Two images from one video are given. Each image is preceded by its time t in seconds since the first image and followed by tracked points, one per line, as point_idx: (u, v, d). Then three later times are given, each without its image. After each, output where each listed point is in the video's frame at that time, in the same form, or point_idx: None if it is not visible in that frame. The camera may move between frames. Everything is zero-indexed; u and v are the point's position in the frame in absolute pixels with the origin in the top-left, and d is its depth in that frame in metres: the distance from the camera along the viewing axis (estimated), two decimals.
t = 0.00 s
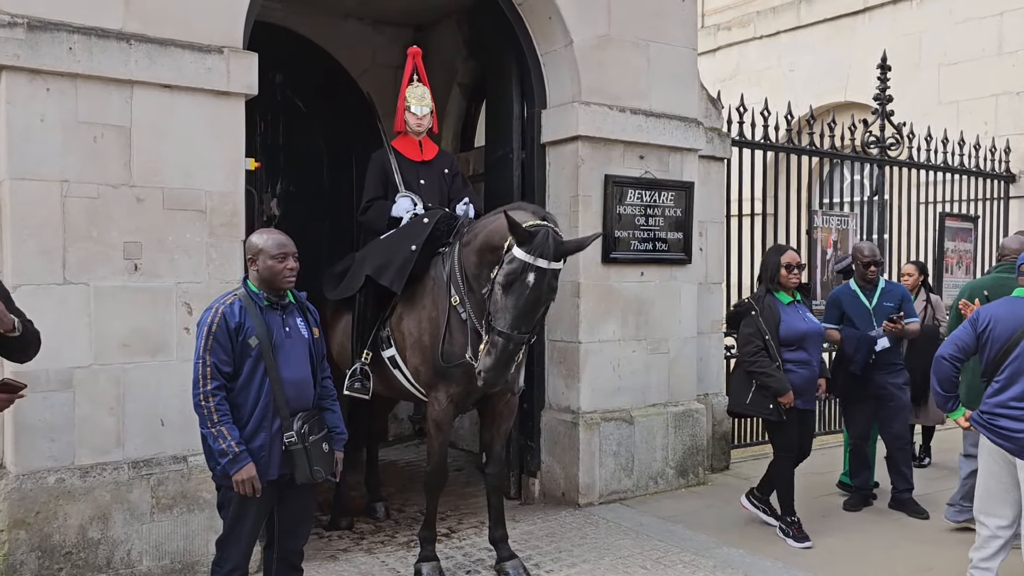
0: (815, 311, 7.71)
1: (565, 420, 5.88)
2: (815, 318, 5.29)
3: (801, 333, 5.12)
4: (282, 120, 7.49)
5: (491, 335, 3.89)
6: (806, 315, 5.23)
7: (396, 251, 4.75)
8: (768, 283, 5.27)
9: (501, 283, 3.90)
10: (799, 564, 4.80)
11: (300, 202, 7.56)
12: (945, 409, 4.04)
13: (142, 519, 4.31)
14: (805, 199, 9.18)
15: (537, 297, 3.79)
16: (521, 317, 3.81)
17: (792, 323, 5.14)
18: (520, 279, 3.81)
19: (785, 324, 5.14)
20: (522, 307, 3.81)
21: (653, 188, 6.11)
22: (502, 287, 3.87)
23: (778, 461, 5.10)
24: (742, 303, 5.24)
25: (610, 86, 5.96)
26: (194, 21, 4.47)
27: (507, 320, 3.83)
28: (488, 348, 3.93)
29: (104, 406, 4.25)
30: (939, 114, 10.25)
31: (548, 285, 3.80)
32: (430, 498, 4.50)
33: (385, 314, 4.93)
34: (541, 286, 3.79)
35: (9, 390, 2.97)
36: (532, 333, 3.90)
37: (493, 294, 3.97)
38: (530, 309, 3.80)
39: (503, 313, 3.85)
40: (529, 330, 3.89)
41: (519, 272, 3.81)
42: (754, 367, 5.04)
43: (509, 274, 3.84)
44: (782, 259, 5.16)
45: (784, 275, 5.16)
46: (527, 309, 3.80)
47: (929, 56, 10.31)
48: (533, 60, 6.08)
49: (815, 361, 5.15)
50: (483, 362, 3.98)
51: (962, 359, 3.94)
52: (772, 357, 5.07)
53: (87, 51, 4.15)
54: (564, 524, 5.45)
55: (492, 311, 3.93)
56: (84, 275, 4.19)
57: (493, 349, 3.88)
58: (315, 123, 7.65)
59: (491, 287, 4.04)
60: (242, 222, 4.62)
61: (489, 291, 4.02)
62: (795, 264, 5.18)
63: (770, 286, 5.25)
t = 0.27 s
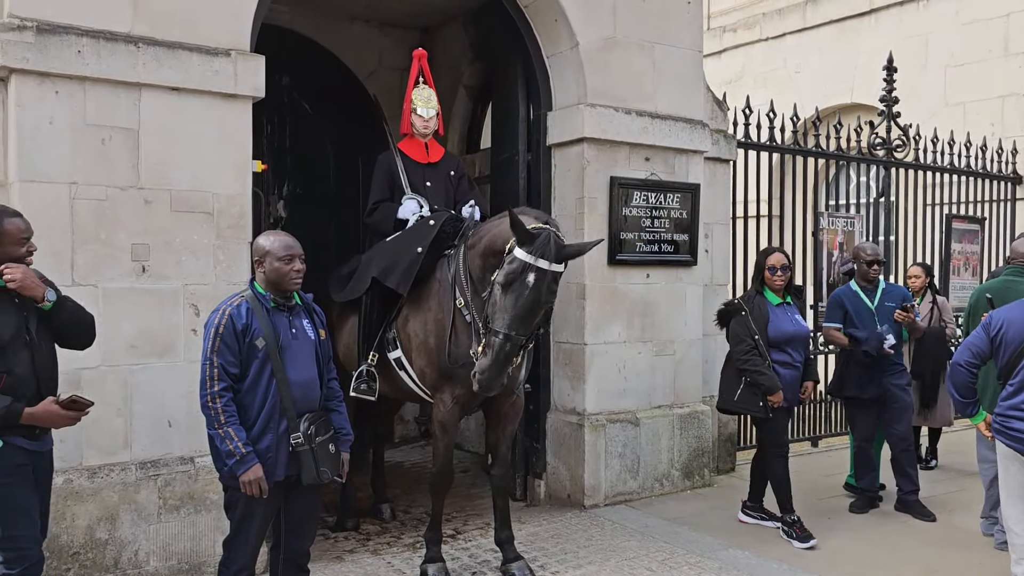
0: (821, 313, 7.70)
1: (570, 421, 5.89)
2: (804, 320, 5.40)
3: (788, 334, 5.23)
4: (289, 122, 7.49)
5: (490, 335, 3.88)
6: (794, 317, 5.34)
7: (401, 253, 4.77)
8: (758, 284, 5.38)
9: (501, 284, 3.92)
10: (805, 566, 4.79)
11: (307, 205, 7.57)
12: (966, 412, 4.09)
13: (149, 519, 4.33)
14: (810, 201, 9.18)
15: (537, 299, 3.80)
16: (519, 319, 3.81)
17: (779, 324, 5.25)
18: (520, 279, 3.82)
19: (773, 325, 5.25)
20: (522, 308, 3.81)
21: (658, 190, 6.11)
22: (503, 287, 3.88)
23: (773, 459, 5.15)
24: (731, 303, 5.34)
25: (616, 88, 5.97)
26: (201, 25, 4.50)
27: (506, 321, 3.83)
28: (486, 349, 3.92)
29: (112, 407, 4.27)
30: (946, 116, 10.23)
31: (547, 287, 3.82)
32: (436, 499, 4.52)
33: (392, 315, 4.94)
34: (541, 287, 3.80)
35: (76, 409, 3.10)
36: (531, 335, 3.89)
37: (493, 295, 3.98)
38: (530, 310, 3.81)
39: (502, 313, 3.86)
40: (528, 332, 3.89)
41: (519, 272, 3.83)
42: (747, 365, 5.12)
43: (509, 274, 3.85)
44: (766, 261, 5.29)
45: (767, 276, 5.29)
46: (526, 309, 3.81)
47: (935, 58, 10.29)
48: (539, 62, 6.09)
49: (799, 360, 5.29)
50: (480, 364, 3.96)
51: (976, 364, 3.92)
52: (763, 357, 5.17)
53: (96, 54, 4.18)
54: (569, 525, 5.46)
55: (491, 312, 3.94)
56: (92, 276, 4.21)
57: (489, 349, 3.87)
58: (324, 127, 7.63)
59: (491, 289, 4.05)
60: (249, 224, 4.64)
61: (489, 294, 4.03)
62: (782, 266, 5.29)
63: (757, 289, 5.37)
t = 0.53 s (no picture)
0: (826, 315, 7.69)
1: (575, 423, 5.89)
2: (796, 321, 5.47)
3: (779, 333, 5.30)
4: (294, 125, 7.52)
5: (491, 334, 3.88)
6: (788, 317, 5.41)
7: (405, 255, 4.78)
8: (755, 284, 5.44)
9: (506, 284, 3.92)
10: (811, 568, 4.79)
11: (312, 206, 7.59)
12: (990, 425, 4.19)
13: (156, 520, 4.35)
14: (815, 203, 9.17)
15: (541, 300, 3.82)
16: (522, 319, 3.82)
17: (772, 323, 5.33)
18: (526, 279, 3.83)
19: (765, 323, 5.33)
20: (525, 308, 3.81)
21: (663, 192, 6.12)
22: (507, 287, 3.89)
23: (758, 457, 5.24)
24: (725, 302, 5.41)
25: (621, 90, 5.98)
26: (208, 28, 4.52)
27: (509, 320, 3.84)
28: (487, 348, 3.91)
29: (118, 408, 4.29)
30: (951, 118, 10.23)
31: (552, 289, 3.83)
32: (441, 500, 4.53)
33: (396, 317, 4.95)
34: (546, 289, 3.82)
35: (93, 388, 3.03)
36: (532, 336, 3.88)
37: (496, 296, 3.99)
38: (533, 311, 3.82)
39: (505, 312, 3.86)
40: (529, 333, 3.89)
41: (525, 273, 3.84)
42: (738, 362, 5.19)
43: (515, 274, 3.86)
44: (762, 260, 5.32)
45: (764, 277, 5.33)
46: (530, 310, 3.81)
47: (941, 60, 10.29)
48: (543, 64, 6.10)
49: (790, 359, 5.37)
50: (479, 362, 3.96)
51: (993, 375, 4.02)
52: (754, 353, 5.23)
53: (103, 57, 4.20)
54: (574, 528, 5.46)
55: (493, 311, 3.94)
56: (99, 279, 4.23)
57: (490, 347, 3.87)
58: (328, 129, 7.68)
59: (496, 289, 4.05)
60: (255, 226, 4.66)
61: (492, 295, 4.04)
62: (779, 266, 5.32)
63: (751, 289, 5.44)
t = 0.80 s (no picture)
0: (829, 317, 7.68)
1: (578, 425, 5.89)
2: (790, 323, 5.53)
3: (773, 333, 5.33)
4: (298, 126, 7.53)
5: (505, 362, 3.89)
6: (780, 319, 5.42)
7: (408, 257, 4.78)
8: (749, 284, 5.48)
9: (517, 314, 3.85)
10: (814, 570, 4.79)
11: (315, 208, 7.60)
12: (1007, 433, 4.23)
13: (160, 522, 4.35)
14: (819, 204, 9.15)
15: (554, 331, 3.79)
16: (536, 348, 3.82)
17: (767, 323, 5.35)
18: (537, 313, 3.77)
19: (761, 323, 5.35)
20: (539, 339, 3.80)
21: (666, 194, 6.12)
22: (518, 319, 3.83)
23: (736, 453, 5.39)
24: (723, 300, 5.45)
25: (624, 91, 5.98)
26: (212, 30, 4.53)
27: (523, 351, 3.83)
28: (501, 372, 3.94)
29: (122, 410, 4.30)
30: (954, 119, 10.22)
31: (563, 319, 3.79)
32: (444, 502, 4.54)
33: (398, 318, 4.95)
34: (558, 320, 3.78)
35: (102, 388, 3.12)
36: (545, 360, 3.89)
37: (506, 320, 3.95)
38: (546, 340, 3.81)
39: (517, 344, 3.84)
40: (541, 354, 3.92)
41: (536, 306, 3.77)
42: (731, 359, 5.22)
43: (526, 307, 3.79)
44: (758, 262, 5.41)
45: (759, 279, 5.42)
46: (543, 342, 3.80)
47: (944, 61, 10.27)
48: (547, 66, 6.11)
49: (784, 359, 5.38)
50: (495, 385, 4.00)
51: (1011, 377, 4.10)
52: (747, 352, 5.27)
53: (108, 60, 4.21)
54: (578, 529, 5.45)
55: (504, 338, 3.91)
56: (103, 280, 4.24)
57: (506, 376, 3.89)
58: (331, 130, 7.69)
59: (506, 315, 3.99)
60: (258, 227, 4.67)
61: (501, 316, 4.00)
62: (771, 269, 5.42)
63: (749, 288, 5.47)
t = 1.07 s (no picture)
0: (832, 318, 7.66)
1: (580, 427, 5.89)
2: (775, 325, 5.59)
3: (761, 338, 5.36)
4: (299, 127, 7.53)
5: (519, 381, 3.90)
6: (768, 321, 5.49)
7: (409, 258, 4.77)
8: (738, 287, 5.49)
9: (535, 336, 3.84)
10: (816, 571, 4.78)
11: (317, 209, 7.60)
12: None
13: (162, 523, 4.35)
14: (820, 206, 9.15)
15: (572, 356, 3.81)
16: (553, 372, 3.83)
17: (755, 328, 5.37)
18: (556, 338, 3.77)
19: (750, 328, 5.37)
20: (556, 361, 3.81)
21: (668, 195, 6.12)
22: (536, 342, 3.82)
23: (721, 451, 5.51)
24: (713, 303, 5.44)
25: (626, 92, 5.98)
26: (215, 32, 4.53)
27: (539, 374, 3.83)
28: (513, 390, 3.95)
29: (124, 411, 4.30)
30: (956, 120, 10.21)
31: (580, 344, 3.80)
32: (446, 504, 4.53)
33: (399, 319, 4.94)
34: (576, 345, 3.80)
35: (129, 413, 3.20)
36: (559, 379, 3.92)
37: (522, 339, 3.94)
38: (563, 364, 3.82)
39: (534, 365, 3.84)
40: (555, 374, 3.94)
41: (555, 331, 3.76)
42: (721, 366, 5.23)
43: (545, 332, 3.78)
44: (753, 266, 5.43)
45: (756, 282, 5.43)
46: (560, 365, 3.81)
47: (946, 62, 10.27)
48: (549, 67, 6.11)
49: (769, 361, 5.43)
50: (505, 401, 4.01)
51: None
52: (736, 358, 5.30)
53: (110, 61, 4.21)
54: (580, 531, 5.45)
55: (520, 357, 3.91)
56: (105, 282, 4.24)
57: (519, 396, 3.90)
58: (333, 132, 7.69)
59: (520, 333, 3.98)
60: (260, 229, 4.66)
61: (516, 334, 3.98)
62: (764, 271, 5.47)
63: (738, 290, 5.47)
